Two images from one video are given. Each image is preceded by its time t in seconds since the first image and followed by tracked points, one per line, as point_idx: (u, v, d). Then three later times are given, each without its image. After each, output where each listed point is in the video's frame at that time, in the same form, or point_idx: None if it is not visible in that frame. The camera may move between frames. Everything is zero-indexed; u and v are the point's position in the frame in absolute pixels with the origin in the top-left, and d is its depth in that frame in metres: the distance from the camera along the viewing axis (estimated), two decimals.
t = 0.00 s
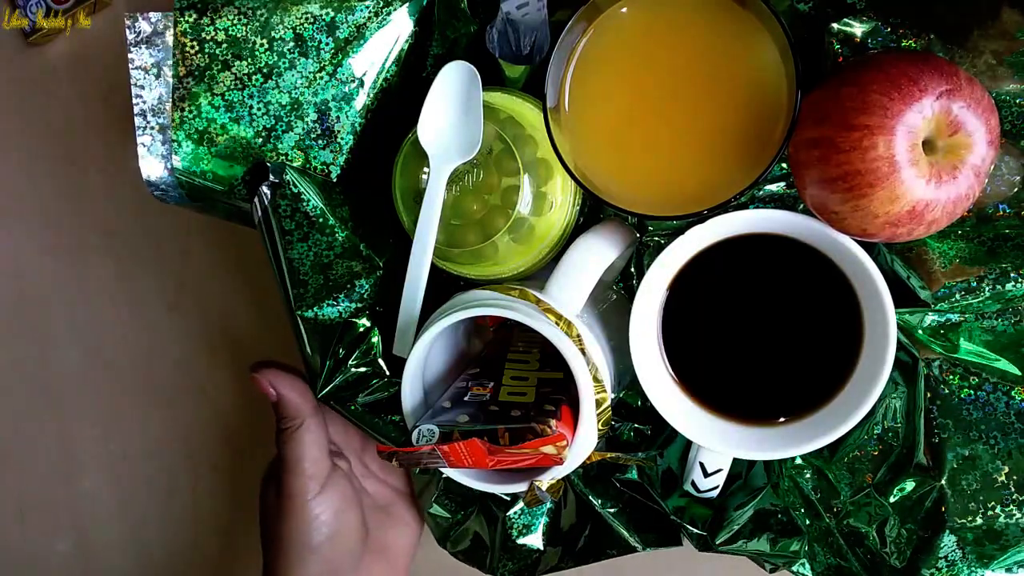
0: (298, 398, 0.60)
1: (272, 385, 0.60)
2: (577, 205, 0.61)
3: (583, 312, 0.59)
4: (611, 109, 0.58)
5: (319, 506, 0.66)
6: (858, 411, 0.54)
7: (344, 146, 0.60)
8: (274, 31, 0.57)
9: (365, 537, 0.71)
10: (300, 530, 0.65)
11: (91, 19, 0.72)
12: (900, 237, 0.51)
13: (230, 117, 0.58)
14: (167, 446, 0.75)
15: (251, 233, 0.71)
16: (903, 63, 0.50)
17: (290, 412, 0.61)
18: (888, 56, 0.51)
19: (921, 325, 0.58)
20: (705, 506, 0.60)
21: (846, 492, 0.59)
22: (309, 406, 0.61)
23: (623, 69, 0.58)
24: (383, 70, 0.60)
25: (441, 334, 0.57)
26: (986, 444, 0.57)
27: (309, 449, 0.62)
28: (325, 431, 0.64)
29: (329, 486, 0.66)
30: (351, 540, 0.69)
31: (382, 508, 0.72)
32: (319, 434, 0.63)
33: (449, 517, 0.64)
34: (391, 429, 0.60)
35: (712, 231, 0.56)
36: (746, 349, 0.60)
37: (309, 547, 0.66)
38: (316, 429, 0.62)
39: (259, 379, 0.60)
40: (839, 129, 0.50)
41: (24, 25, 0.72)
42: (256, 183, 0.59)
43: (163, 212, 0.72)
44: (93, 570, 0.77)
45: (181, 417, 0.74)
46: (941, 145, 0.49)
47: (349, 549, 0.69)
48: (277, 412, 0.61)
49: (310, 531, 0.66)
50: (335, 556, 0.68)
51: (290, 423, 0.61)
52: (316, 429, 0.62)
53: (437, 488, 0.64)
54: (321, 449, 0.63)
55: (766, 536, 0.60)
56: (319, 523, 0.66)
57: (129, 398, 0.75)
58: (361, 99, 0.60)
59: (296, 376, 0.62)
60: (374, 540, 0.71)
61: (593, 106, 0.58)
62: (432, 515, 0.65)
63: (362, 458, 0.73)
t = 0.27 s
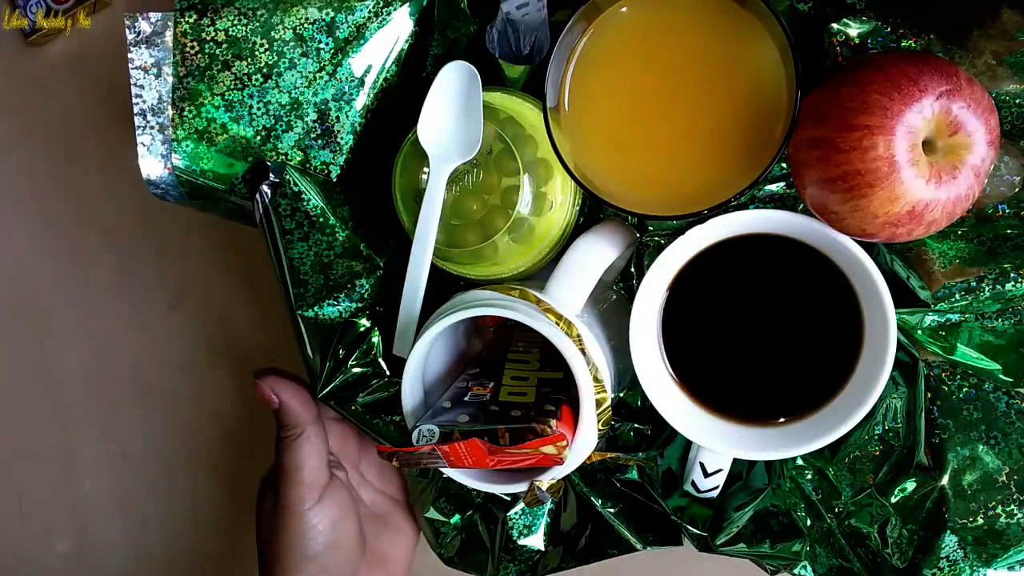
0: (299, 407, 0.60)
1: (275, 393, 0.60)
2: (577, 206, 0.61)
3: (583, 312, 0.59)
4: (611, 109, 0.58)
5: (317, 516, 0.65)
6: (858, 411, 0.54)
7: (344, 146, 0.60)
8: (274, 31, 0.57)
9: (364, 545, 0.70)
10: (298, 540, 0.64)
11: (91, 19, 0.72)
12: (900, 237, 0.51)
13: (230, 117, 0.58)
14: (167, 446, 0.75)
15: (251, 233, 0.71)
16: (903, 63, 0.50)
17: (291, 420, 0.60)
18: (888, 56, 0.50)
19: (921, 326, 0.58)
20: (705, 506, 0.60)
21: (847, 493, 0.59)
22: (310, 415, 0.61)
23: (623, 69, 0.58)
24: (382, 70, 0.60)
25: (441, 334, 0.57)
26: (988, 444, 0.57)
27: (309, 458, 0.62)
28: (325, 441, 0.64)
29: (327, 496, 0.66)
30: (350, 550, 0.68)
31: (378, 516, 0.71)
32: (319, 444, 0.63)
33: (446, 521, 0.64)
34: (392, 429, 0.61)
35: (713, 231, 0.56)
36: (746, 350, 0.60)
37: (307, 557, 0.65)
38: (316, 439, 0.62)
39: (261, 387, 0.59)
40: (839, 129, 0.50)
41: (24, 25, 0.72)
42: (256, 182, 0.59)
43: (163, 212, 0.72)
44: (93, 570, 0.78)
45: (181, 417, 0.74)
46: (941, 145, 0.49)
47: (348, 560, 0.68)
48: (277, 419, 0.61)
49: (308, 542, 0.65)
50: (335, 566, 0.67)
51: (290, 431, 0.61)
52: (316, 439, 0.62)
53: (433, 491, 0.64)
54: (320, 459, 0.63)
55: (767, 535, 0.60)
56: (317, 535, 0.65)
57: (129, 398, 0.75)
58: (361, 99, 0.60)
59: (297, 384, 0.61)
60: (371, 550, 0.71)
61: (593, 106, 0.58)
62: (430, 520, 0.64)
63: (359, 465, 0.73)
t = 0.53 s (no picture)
0: (308, 407, 0.61)
1: (286, 394, 0.60)
2: (577, 206, 0.61)
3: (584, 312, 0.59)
4: (611, 109, 0.58)
5: (322, 519, 0.65)
6: (859, 411, 0.54)
7: (344, 145, 0.60)
8: (274, 29, 0.57)
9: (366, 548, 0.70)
10: (302, 543, 0.65)
11: (92, 19, 0.72)
12: (900, 238, 0.51)
13: (230, 115, 0.58)
14: (167, 447, 0.75)
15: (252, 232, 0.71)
16: (903, 63, 0.50)
17: (300, 422, 0.61)
18: (888, 56, 0.50)
19: (920, 326, 0.59)
20: (705, 506, 0.60)
21: (846, 493, 0.59)
22: (319, 416, 0.61)
23: (623, 68, 0.58)
24: (383, 69, 0.60)
25: (440, 335, 0.57)
26: (987, 445, 0.57)
27: (316, 460, 0.63)
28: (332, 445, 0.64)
29: (333, 498, 0.66)
30: (353, 554, 0.68)
31: (381, 519, 0.71)
32: (326, 446, 0.63)
33: (445, 522, 0.64)
34: (394, 429, 0.60)
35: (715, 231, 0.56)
36: (746, 350, 0.60)
37: (310, 560, 0.65)
38: (323, 441, 0.63)
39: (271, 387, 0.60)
40: (839, 129, 0.50)
41: (24, 24, 0.72)
42: (261, 184, 0.59)
43: (164, 212, 0.72)
44: (93, 570, 0.77)
45: (181, 417, 0.74)
46: (941, 146, 0.49)
47: (351, 563, 0.68)
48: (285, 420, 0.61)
49: (314, 544, 0.65)
50: (338, 568, 0.68)
51: (298, 432, 0.61)
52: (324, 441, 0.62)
53: (431, 493, 0.64)
54: (328, 461, 0.64)
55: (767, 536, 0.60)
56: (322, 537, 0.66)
57: (129, 399, 0.75)
58: (361, 98, 0.60)
59: (306, 385, 0.62)
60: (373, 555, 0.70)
61: (593, 106, 0.58)
62: (429, 522, 0.64)
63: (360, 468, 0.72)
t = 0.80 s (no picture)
0: (315, 410, 0.61)
1: (292, 396, 0.60)
2: (577, 208, 0.61)
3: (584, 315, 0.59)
4: (611, 112, 0.58)
5: (327, 522, 0.65)
6: (859, 414, 0.54)
7: (345, 147, 0.60)
8: (274, 30, 0.57)
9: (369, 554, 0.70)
10: (306, 546, 0.64)
11: (91, 19, 0.72)
12: (899, 241, 0.51)
13: (231, 118, 0.57)
14: (167, 447, 0.75)
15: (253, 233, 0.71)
16: (903, 66, 0.50)
17: (307, 424, 0.61)
18: (888, 59, 0.50)
19: (920, 328, 0.58)
20: (704, 509, 0.60)
21: (846, 496, 0.59)
22: (325, 419, 0.61)
23: (623, 71, 0.58)
24: (383, 71, 0.59)
25: (440, 338, 0.57)
26: (987, 448, 0.57)
27: (321, 463, 0.63)
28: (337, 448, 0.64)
29: (337, 502, 0.66)
30: (357, 557, 0.68)
31: (383, 520, 0.71)
32: (331, 449, 0.63)
33: (445, 526, 0.64)
34: (395, 433, 0.60)
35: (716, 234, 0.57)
36: (746, 353, 0.59)
37: (313, 563, 0.65)
38: (329, 444, 0.63)
39: (277, 388, 0.60)
40: (838, 132, 0.50)
41: (24, 24, 0.73)
42: (263, 189, 0.59)
43: (165, 213, 0.72)
44: (93, 571, 0.78)
45: (181, 418, 0.74)
46: (940, 149, 0.49)
47: (354, 566, 0.68)
48: (291, 422, 0.61)
49: (319, 547, 0.65)
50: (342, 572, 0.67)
51: (303, 434, 0.61)
52: (329, 444, 0.62)
53: (431, 497, 0.64)
54: (333, 464, 0.64)
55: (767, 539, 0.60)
56: (326, 540, 0.66)
57: (129, 399, 0.75)
58: (362, 100, 0.59)
59: (312, 387, 0.62)
60: (375, 558, 0.70)
61: (593, 108, 0.58)
62: (429, 525, 0.65)
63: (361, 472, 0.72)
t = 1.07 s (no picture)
0: (315, 418, 0.61)
1: (292, 404, 0.60)
2: (575, 216, 0.61)
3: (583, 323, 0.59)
4: (609, 119, 0.58)
5: (327, 530, 0.65)
6: (857, 420, 0.54)
7: (343, 155, 0.59)
8: (272, 39, 0.57)
9: (369, 563, 0.69)
10: (307, 554, 0.64)
11: (91, 19, 0.72)
12: (896, 250, 0.51)
13: (230, 127, 0.57)
14: (167, 447, 0.75)
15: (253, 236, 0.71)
16: (900, 75, 0.50)
17: (306, 432, 0.61)
18: (885, 67, 0.50)
19: (916, 336, 0.59)
20: (703, 516, 0.60)
21: (844, 503, 0.60)
22: (325, 428, 0.62)
23: (620, 78, 0.58)
24: (381, 79, 0.59)
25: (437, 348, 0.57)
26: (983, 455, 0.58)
27: (321, 472, 0.63)
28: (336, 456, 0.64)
29: (337, 510, 0.66)
30: (357, 568, 0.67)
31: (382, 527, 0.70)
32: (331, 458, 0.63)
33: (444, 534, 0.64)
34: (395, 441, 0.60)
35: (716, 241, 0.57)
36: (744, 360, 0.60)
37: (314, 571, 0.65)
38: (329, 453, 0.63)
39: (277, 397, 0.60)
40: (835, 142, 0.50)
41: (24, 24, 0.73)
42: (265, 198, 0.58)
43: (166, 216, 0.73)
44: (92, 571, 0.78)
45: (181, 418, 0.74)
46: (937, 158, 0.49)
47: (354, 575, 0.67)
48: (291, 431, 0.61)
49: (319, 556, 0.65)
50: None
51: (303, 443, 0.61)
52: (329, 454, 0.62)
53: (430, 505, 0.64)
54: (333, 472, 0.64)
55: (766, 547, 0.60)
56: (326, 548, 0.66)
57: (128, 400, 0.75)
58: (360, 109, 0.59)
59: (311, 395, 0.62)
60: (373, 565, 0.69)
61: (590, 117, 0.58)
62: (427, 532, 0.65)
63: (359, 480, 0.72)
